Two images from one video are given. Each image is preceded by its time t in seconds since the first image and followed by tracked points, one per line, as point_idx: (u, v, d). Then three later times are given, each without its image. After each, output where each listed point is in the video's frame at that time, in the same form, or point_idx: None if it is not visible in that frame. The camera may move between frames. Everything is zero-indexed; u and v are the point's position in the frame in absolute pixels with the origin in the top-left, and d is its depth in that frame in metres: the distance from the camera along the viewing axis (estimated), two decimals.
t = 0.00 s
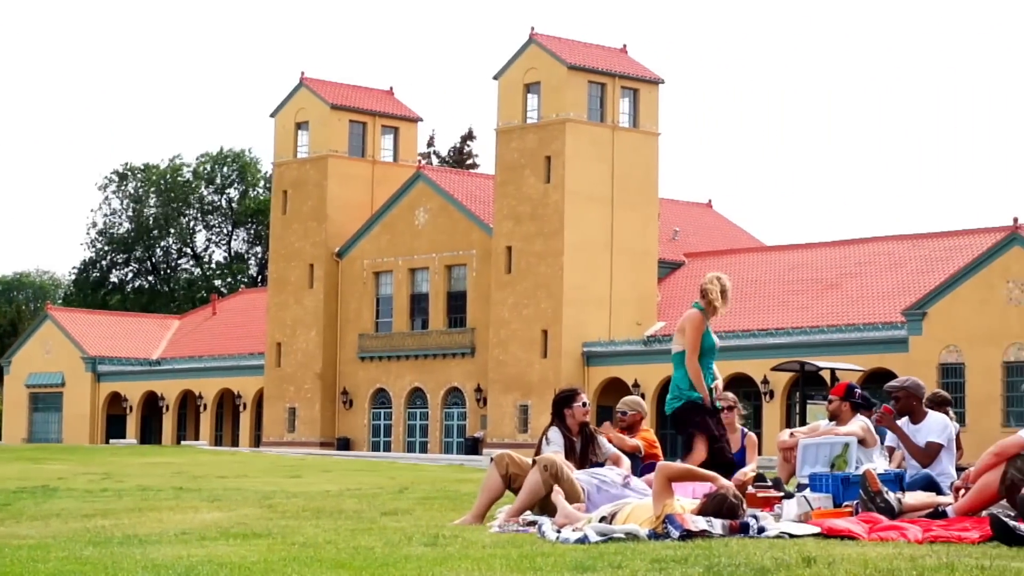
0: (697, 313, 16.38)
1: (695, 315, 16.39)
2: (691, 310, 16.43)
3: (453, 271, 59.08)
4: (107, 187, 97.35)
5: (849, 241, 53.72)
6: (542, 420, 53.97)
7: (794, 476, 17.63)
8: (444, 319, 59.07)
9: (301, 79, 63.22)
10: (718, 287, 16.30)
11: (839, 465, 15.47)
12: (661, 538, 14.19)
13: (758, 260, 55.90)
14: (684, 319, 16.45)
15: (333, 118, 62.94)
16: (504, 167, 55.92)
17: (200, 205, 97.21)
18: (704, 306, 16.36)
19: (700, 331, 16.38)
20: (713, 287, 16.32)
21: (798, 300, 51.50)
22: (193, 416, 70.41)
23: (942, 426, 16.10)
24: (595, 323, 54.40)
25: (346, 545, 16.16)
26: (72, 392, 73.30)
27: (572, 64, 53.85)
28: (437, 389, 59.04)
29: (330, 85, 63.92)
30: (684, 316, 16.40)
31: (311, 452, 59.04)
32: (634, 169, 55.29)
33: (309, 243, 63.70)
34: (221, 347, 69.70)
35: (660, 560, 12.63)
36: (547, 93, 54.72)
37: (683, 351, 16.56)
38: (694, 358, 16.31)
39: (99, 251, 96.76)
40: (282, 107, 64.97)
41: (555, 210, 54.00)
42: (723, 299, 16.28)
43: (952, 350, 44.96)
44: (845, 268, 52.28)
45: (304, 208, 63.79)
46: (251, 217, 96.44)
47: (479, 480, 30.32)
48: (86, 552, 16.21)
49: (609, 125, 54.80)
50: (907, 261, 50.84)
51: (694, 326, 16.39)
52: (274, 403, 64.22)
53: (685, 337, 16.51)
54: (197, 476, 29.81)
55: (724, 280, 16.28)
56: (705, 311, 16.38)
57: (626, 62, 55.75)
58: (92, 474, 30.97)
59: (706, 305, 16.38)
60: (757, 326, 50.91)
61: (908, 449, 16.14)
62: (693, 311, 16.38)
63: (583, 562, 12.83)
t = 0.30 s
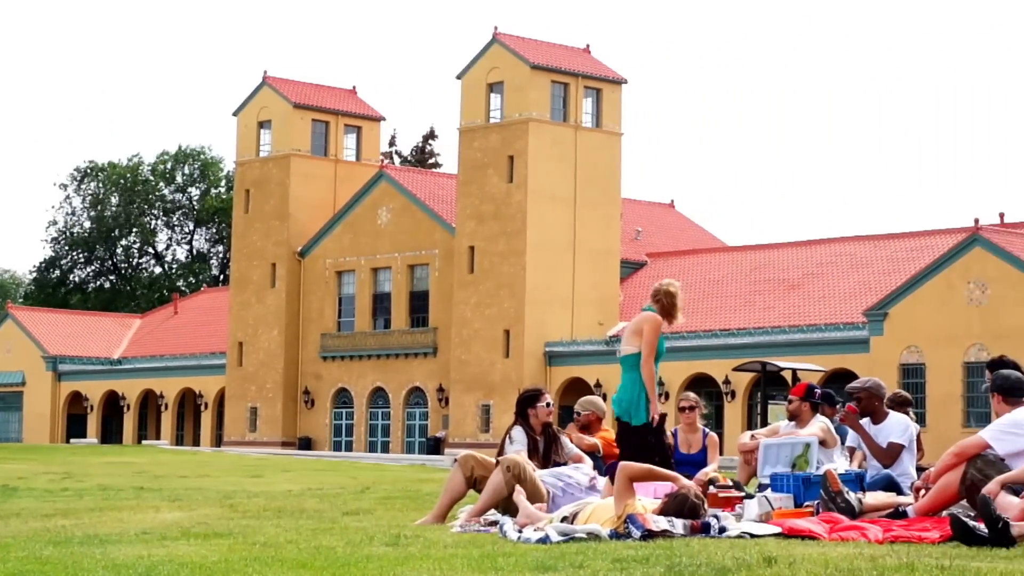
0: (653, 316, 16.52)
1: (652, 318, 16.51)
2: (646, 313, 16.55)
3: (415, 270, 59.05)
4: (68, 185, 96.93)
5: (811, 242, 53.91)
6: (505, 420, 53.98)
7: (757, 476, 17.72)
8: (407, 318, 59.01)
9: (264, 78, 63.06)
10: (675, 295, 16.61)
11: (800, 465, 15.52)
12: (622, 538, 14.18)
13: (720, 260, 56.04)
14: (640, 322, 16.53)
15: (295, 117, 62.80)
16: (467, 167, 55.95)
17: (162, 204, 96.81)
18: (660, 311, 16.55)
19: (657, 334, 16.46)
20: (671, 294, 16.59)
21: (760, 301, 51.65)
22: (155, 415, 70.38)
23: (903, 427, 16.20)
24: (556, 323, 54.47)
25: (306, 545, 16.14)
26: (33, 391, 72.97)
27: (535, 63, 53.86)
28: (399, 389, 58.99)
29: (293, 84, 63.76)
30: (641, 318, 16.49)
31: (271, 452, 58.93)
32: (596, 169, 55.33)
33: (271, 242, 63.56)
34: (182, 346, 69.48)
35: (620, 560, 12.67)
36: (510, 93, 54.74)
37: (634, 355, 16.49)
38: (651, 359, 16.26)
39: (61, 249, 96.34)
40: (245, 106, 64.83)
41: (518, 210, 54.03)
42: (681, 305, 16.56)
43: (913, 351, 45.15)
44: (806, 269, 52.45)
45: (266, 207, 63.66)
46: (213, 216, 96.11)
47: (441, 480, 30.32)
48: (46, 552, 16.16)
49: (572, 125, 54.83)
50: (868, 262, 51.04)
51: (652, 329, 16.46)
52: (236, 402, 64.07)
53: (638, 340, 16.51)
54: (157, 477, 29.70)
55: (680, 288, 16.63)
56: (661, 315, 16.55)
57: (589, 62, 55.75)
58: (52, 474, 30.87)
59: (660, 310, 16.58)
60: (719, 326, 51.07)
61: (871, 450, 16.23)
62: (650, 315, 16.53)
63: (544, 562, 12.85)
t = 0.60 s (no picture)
0: (590, 315, 16.10)
1: (588, 316, 16.11)
2: (583, 310, 16.15)
3: (375, 269, 58.99)
4: (27, 183, 96.48)
5: (771, 242, 54.09)
6: (465, 419, 53.97)
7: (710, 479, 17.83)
8: (367, 317, 58.91)
9: (224, 76, 62.87)
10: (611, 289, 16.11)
11: (760, 464, 15.53)
12: (582, 537, 14.16)
13: (680, 259, 56.17)
14: (577, 321, 16.13)
15: (256, 115, 62.60)
16: (427, 166, 55.98)
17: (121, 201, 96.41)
18: (596, 306, 16.11)
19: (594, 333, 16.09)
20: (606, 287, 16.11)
21: (719, 300, 51.79)
22: (114, 413, 70.48)
23: (861, 428, 16.32)
24: (516, 322, 54.52)
25: (267, 544, 16.12)
26: None
27: (495, 62, 53.86)
28: (359, 387, 58.90)
29: (254, 82, 63.57)
30: (578, 317, 16.09)
31: (230, 450, 58.78)
32: (556, 169, 55.37)
33: (231, 240, 63.39)
34: (141, 344, 69.21)
35: (580, 559, 12.68)
36: (471, 92, 54.74)
37: (574, 355, 16.20)
38: (591, 359, 15.93)
39: (19, 247, 95.94)
40: (205, 104, 64.67)
41: (478, 209, 54.06)
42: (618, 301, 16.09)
43: (872, 350, 45.37)
44: (766, 268, 52.62)
45: (226, 205, 63.49)
46: (172, 214, 95.73)
47: (402, 479, 30.32)
48: (5, 551, 16.11)
49: (532, 125, 54.86)
50: (828, 262, 51.25)
51: (588, 329, 16.08)
52: (196, 400, 63.89)
53: (578, 339, 16.18)
54: (117, 474, 29.57)
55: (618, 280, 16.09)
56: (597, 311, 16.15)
57: (550, 62, 55.77)
58: (10, 472, 30.75)
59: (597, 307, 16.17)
60: (679, 325, 51.20)
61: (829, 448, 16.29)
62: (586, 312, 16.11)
63: (504, 562, 12.83)
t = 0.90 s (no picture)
0: (535, 307, 14.92)
1: (536, 310, 14.93)
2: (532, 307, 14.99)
3: (343, 268, 58.93)
4: None
5: (738, 242, 54.25)
6: (432, 418, 53.95)
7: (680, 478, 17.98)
8: (334, 316, 58.83)
9: (192, 74, 62.78)
10: (560, 283, 14.85)
11: (727, 463, 15.57)
12: (549, 536, 14.17)
13: (648, 259, 56.27)
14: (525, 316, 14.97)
15: (223, 114, 62.47)
16: (395, 165, 56.04)
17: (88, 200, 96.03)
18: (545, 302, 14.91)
19: (538, 328, 14.90)
20: (554, 280, 14.87)
21: (686, 300, 51.88)
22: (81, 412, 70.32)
23: (826, 429, 16.40)
24: (484, 321, 54.54)
25: (234, 543, 16.10)
26: None
27: (463, 61, 53.89)
28: (326, 387, 58.84)
29: (221, 81, 63.47)
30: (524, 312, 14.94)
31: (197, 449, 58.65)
32: (524, 168, 55.39)
33: (198, 239, 63.24)
34: (107, 343, 68.97)
35: (548, 558, 12.71)
36: (438, 91, 54.73)
37: (522, 351, 15.02)
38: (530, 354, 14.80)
39: None
40: (172, 102, 64.57)
41: (446, 208, 54.07)
42: (565, 295, 14.82)
43: (839, 350, 45.58)
44: (734, 268, 52.76)
45: (193, 203, 63.35)
46: (138, 213, 95.41)
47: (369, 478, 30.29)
48: None
49: (499, 124, 54.89)
50: (795, 261, 51.42)
51: (532, 321, 14.90)
52: (163, 399, 63.72)
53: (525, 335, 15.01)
54: (84, 472, 29.49)
55: (567, 274, 14.82)
56: (546, 304, 14.93)
57: (517, 61, 55.80)
58: None
59: (548, 301, 14.96)
60: (647, 324, 51.32)
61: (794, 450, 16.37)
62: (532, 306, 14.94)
63: (471, 561, 12.83)
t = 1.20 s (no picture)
0: (497, 308, 14.88)
1: (497, 310, 14.90)
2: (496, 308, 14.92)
3: (309, 267, 58.85)
4: None
5: (705, 241, 54.37)
6: (399, 417, 53.93)
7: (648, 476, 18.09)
8: (301, 315, 58.74)
9: (158, 73, 62.65)
10: (524, 286, 14.72)
11: (693, 463, 15.63)
12: (516, 535, 14.04)
13: (615, 258, 56.34)
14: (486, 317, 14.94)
15: (189, 112, 62.29)
16: (362, 164, 55.96)
17: (53, 197, 95.58)
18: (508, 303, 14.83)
19: (497, 328, 14.90)
20: (518, 281, 14.76)
21: (653, 300, 51.98)
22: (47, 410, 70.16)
23: (791, 430, 16.53)
24: (451, 320, 54.53)
25: (199, 542, 16.09)
26: None
27: (430, 61, 53.88)
28: (292, 386, 58.77)
29: (188, 79, 63.34)
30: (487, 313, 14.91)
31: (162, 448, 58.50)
32: (491, 168, 55.40)
33: (165, 237, 63.05)
34: (72, 341, 68.69)
35: (514, 558, 12.71)
36: (406, 90, 54.70)
37: (485, 352, 15.03)
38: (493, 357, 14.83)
39: None
40: (139, 100, 64.37)
41: (413, 207, 54.05)
42: (527, 298, 14.70)
43: (805, 350, 45.71)
44: (701, 267, 52.86)
45: (160, 202, 63.15)
46: (104, 212, 95.02)
47: (335, 478, 30.27)
48: None
49: (467, 123, 54.85)
50: (762, 261, 51.54)
51: (491, 321, 14.91)
52: (128, 398, 63.52)
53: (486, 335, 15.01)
54: (49, 472, 29.39)
55: (530, 276, 14.66)
56: (508, 305, 14.84)
57: (485, 60, 55.77)
58: None
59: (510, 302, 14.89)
60: (614, 323, 51.38)
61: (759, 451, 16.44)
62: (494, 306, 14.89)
63: (437, 560, 12.84)
